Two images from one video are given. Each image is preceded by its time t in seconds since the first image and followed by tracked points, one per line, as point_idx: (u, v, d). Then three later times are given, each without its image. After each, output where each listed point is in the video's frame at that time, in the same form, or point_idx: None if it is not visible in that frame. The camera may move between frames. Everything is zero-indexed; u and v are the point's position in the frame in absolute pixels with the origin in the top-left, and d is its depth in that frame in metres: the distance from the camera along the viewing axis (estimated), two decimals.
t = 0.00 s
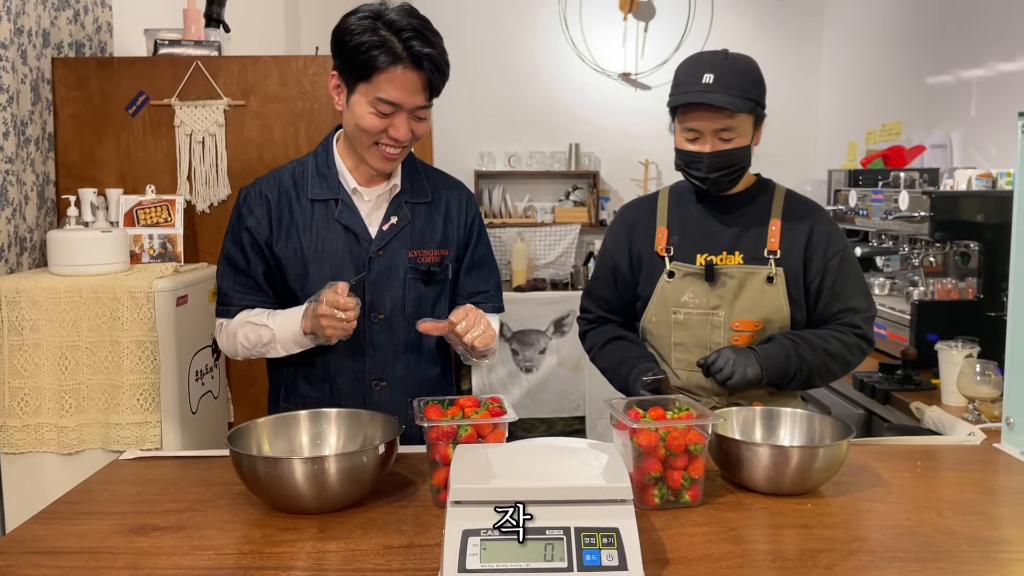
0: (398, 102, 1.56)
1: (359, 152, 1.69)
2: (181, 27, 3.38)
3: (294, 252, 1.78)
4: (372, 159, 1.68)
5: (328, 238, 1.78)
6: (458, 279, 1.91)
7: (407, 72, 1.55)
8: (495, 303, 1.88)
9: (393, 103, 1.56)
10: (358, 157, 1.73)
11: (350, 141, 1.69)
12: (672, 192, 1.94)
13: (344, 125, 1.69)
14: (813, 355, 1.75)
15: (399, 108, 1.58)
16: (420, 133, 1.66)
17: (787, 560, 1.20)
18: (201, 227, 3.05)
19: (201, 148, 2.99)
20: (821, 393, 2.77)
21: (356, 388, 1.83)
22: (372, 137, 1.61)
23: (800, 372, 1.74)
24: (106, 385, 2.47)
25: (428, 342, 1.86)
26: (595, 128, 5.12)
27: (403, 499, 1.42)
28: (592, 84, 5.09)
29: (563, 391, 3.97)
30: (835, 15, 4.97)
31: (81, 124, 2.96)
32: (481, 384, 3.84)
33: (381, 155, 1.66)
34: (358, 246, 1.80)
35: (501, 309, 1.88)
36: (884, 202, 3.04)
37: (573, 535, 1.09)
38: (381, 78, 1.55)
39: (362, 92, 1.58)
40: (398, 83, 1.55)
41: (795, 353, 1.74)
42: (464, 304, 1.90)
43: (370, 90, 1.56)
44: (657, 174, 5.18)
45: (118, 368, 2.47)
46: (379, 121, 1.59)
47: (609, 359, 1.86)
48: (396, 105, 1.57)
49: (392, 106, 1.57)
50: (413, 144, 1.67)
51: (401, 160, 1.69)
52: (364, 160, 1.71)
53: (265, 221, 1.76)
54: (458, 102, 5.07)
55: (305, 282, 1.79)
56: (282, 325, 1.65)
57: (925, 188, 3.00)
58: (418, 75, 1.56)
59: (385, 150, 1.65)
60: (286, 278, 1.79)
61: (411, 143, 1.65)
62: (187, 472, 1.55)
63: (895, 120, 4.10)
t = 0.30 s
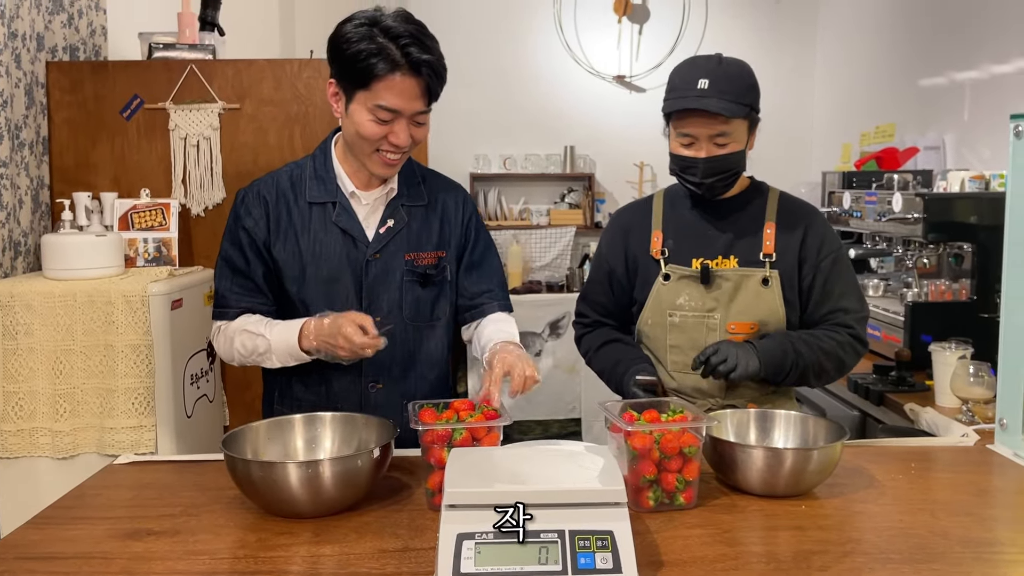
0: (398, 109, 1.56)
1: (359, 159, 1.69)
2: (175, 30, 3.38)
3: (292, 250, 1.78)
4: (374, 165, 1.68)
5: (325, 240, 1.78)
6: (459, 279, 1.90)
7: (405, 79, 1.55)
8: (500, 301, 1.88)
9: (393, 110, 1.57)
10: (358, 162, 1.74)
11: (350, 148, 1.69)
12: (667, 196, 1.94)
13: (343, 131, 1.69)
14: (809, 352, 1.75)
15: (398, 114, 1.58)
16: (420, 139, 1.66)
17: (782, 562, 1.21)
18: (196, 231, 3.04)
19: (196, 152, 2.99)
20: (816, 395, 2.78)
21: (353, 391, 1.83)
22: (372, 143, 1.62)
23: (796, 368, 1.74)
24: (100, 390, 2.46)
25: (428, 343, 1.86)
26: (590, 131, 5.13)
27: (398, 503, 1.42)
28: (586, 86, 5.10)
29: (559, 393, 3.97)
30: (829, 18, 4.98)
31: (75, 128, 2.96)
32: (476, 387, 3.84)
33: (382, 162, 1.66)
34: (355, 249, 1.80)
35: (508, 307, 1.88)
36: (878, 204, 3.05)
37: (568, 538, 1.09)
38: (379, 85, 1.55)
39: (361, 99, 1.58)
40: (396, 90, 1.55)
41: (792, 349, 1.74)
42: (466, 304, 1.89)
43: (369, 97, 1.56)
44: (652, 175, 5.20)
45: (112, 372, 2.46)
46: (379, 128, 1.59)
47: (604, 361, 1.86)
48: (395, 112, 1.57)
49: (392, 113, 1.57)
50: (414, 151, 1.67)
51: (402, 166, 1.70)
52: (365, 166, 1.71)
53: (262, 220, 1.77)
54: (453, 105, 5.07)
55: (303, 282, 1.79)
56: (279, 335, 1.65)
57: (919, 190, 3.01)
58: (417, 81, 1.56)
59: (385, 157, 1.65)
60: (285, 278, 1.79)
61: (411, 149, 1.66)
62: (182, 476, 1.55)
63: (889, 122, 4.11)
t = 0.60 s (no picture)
0: (432, 140, 1.58)
1: (373, 174, 1.68)
2: (155, 38, 3.37)
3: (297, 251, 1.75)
4: (391, 187, 1.69)
5: (331, 247, 1.76)
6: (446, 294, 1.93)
7: (443, 113, 1.56)
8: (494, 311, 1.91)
9: (426, 139, 1.58)
10: (365, 173, 1.72)
11: (365, 162, 1.67)
12: (646, 203, 1.94)
13: (361, 145, 1.66)
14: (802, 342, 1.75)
15: (429, 143, 1.59)
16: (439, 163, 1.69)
17: (758, 569, 1.22)
18: (176, 239, 3.03)
19: (176, 160, 2.98)
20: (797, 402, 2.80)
21: (344, 399, 1.81)
22: (397, 166, 1.62)
23: (786, 355, 1.73)
24: (79, 400, 2.45)
25: (417, 356, 1.86)
26: (572, 139, 5.16)
27: (377, 513, 1.42)
28: (569, 94, 5.12)
29: (543, 401, 3.97)
30: (808, 27, 5.03)
31: (54, 136, 2.94)
32: (459, 394, 3.84)
33: (400, 183, 1.67)
34: (359, 257, 1.79)
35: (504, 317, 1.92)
36: (856, 211, 3.09)
37: (544, 548, 1.09)
38: (418, 115, 1.55)
39: (394, 124, 1.56)
40: (435, 122, 1.56)
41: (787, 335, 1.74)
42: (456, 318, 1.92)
43: (404, 124, 1.56)
44: (635, 183, 5.23)
45: (91, 382, 2.45)
46: (409, 154, 1.60)
47: (599, 351, 1.79)
48: (428, 141, 1.58)
49: (424, 142, 1.58)
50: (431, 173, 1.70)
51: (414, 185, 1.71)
52: (379, 184, 1.71)
53: (268, 218, 1.71)
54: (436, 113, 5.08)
55: (308, 285, 1.76)
56: (267, 333, 1.56)
57: (896, 197, 3.04)
58: (454, 115, 1.58)
59: (404, 179, 1.66)
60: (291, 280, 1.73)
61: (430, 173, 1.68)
62: (159, 487, 1.54)
63: (867, 129, 4.15)
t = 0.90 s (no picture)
0: (432, 141, 1.57)
1: (374, 175, 1.68)
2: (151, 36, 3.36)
3: (300, 249, 1.73)
4: (393, 188, 1.69)
5: (334, 247, 1.75)
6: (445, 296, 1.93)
7: (444, 114, 1.55)
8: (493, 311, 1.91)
9: (426, 140, 1.57)
10: (366, 173, 1.72)
11: (366, 163, 1.67)
12: (653, 201, 1.92)
13: (362, 146, 1.66)
14: (816, 355, 1.79)
15: (430, 144, 1.59)
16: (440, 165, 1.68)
17: (754, 569, 1.22)
18: (171, 238, 3.02)
19: (172, 158, 2.97)
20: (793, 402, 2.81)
21: (343, 398, 1.80)
22: (398, 168, 1.62)
23: (800, 369, 1.76)
24: (73, 398, 2.44)
25: (416, 357, 1.86)
26: (568, 138, 5.15)
27: (372, 513, 1.41)
28: (566, 94, 5.12)
29: (539, 400, 3.97)
30: (805, 27, 5.04)
31: (48, 134, 2.93)
32: (455, 393, 3.84)
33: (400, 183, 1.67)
34: (361, 257, 1.78)
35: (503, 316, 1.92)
36: (852, 211, 3.10)
37: (541, 547, 1.09)
38: (418, 117, 1.54)
39: (395, 125, 1.56)
40: (435, 123, 1.55)
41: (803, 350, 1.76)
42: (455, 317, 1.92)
43: (404, 125, 1.55)
44: (631, 183, 5.23)
45: (86, 381, 2.44)
46: (409, 155, 1.60)
47: (613, 344, 1.79)
48: (428, 142, 1.58)
49: (424, 142, 1.58)
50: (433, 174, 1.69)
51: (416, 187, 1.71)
52: (380, 185, 1.71)
53: (272, 215, 1.69)
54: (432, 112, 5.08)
55: (310, 284, 1.75)
56: (280, 326, 1.54)
57: (892, 198, 3.05)
58: (454, 116, 1.58)
59: (405, 180, 1.66)
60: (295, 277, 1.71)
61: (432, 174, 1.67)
62: (155, 486, 1.53)
63: (863, 130, 4.16)
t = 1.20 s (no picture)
0: (436, 138, 1.56)
1: (377, 171, 1.67)
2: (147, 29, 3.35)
3: (303, 244, 1.72)
4: (397, 183, 1.68)
5: (337, 242, 1.74)
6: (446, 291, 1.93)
7: (447, 111, 1.54)
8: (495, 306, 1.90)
9: (431, 137, 1.56)
10: (370, 169, 1.71)
11: (370, 159, 1.66)
12: (660, 197, 1.91)
13: (365, 142, 1.65)
14: (838, 345, 1.82)
15: (434, 141, 1.58)
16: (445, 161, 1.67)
17: (755, 566, 1.21)
18: (168, 233, 3.01)
19: (168, 152, 2.95)
20: (792, 399, 2.81)
21: (345, 393, 1.80)
22: (401, 164, 1.61)
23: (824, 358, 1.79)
24: (69, 393, 2.42)
25: (416, 355, 1.85)
26: (566, 134, 5.15)
27: (371, 509, 1.41)
28: (564, 90, 5.11)
29: (536, 396, 3.97)
30: (803, 25, 5.03)
31: (44, 127, 2.91)
32: (452, 390, 3.83)
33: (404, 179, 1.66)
34: (364, 253, 1.77)
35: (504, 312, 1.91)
36: (850, 209, 3.10)
37: (542, 544, 1.08)
38: (422, 114, 1.53)
39: (398, 122, 1.55)
40: (439, 120, 1.54)
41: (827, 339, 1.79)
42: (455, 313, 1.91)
43: (407, 122, 1.54)
44: (629, 180, 5.22)
45: (82, 376, 2.42)
46: (413, 152, 1.59)
47: (610, 333, 1.78)
48: (432, 139, 1.57)
49: (428, 139, 1.57)
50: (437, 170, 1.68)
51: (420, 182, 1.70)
52: (384, 181, 1.70)
53: (275, 209, 1.68)
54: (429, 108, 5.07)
55: (312, 279, 1.74)
56: (283, 321, 1.53)
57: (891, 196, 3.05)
58: (458, 113, 1.56)
59: (409, 176, 1.65)
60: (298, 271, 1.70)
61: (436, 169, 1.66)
62: (152, 481, 1.52)
63: (861, 128, 4.16)
